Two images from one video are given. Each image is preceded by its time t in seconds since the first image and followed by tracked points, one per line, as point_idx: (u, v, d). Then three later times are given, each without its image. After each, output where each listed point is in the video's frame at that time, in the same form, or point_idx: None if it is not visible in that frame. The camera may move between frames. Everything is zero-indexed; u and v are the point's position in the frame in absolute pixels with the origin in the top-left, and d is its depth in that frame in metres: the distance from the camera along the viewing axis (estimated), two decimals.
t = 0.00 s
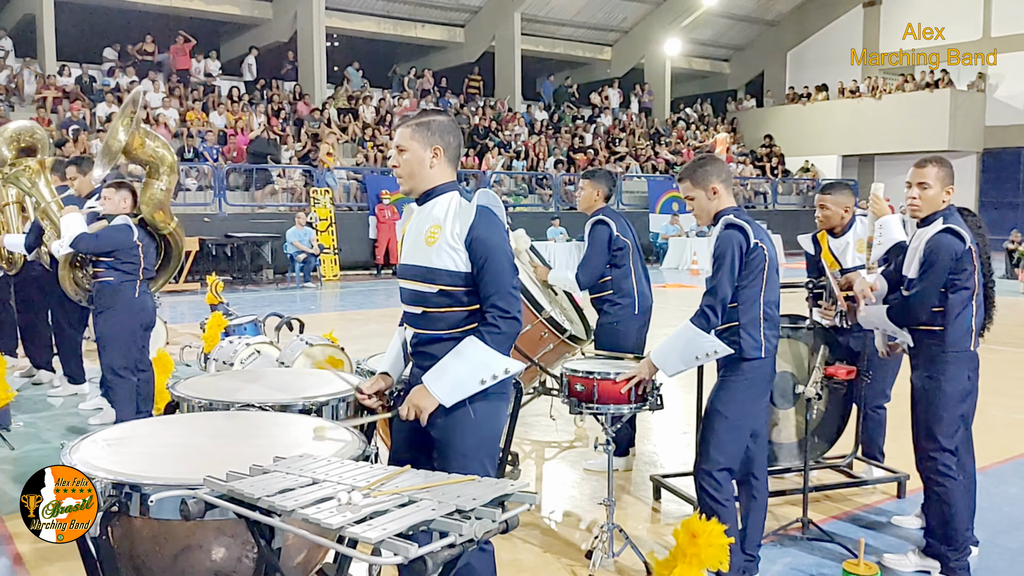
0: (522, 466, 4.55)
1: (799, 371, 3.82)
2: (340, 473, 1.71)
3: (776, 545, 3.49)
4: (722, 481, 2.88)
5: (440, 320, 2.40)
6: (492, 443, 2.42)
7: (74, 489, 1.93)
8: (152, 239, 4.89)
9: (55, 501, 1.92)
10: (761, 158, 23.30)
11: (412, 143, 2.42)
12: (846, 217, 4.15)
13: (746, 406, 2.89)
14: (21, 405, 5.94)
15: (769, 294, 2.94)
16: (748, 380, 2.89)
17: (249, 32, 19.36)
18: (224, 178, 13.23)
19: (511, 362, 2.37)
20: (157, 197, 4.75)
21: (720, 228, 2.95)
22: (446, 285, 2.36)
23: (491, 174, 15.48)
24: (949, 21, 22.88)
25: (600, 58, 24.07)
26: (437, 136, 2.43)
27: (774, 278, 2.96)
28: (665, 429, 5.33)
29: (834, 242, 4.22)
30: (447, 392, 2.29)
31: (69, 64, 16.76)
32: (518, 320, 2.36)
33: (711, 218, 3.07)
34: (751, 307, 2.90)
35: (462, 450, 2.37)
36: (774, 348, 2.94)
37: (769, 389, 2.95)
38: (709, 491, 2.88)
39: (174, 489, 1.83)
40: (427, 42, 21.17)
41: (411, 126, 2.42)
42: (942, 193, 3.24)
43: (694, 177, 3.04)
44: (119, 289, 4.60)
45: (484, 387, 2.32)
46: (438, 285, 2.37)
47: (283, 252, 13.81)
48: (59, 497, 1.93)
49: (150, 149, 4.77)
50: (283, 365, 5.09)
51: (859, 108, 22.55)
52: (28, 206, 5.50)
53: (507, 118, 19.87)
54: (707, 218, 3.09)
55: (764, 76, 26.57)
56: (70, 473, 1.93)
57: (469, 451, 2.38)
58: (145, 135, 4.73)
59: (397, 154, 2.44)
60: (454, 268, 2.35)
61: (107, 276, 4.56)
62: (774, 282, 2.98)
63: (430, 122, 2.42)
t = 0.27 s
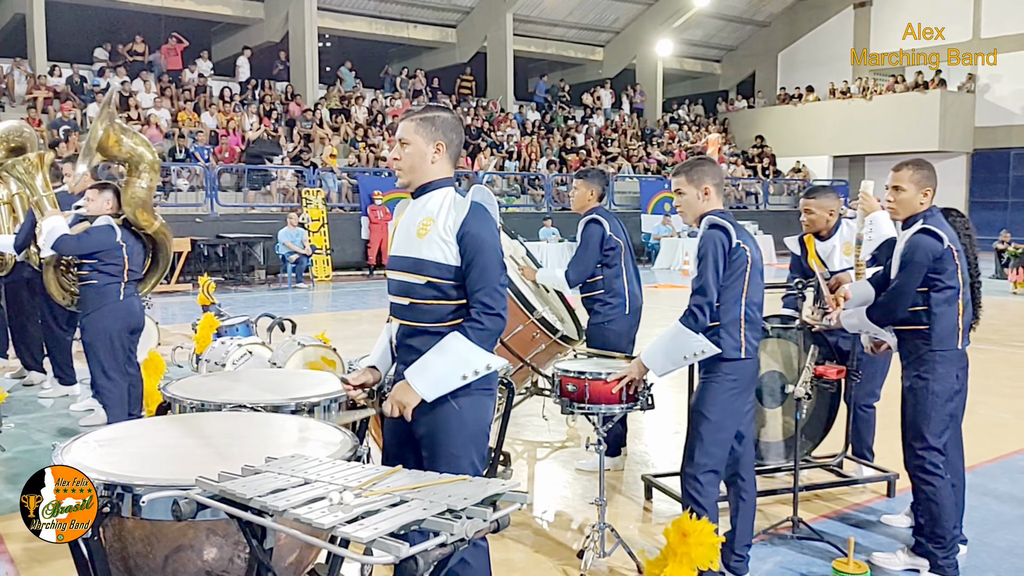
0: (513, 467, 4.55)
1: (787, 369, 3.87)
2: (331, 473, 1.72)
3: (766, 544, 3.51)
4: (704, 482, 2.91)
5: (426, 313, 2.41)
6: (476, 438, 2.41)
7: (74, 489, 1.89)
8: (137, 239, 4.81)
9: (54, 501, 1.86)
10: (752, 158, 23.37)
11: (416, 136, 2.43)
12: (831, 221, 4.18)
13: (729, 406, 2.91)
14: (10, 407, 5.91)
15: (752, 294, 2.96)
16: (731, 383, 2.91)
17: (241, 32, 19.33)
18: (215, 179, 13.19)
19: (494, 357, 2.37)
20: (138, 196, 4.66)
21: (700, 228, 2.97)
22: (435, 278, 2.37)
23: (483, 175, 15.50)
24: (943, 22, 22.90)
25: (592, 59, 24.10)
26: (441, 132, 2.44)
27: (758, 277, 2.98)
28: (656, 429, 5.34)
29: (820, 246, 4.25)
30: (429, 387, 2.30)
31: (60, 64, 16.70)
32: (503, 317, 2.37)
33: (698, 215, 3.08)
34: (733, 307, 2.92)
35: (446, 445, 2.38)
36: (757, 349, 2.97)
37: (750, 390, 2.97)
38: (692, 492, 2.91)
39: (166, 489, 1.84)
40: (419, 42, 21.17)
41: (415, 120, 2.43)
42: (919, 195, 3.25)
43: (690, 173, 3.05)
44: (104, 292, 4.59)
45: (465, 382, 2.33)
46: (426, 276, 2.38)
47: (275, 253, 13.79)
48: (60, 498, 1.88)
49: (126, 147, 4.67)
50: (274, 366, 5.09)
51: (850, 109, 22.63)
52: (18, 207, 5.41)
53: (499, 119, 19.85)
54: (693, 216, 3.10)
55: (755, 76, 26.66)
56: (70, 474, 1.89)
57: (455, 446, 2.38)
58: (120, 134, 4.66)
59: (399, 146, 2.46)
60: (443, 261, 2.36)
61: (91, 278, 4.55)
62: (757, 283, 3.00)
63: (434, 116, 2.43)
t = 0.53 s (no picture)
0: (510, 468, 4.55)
1: (779, 370, 3.87)
2: (326, 475, 1.72)
3: (762, 545, 3.52)
4: (706, 488, 2.92)
5: (419, 317, 2.41)
6: (470, 441, 2.40)
7: (74, 489, 1.88)
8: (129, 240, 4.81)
9: (54, 501, 1.86)
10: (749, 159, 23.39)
11: (404, 140, 2.44)
12: (822, 222, 4.20)
13: (717, 410, 2.91)
14: (7, 408, 5.91)
15: (735, 297, 2.97)
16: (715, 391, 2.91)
17: (239, 32, 19.32)
18: (212, 180, 13.17)
19: (487, 361, 2.38)
20: (129, 196, 4.70)
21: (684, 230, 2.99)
22: (429, 281, 2.37)
23: (481, 175, 15.49)
24: (943, 22, 22.88)
25: (590, 60, 24.11)
26: (430, 134, 2.45)
27: (741, 280, 2.98)
28: (652, 430, 5.35)
29: (813, 248, 4.26)
30: (420, 389, 2.31)
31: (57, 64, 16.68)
32: (496, 320, 2.37)
33: (684, 214, 3.09)
34: (714, 312, 2.93)
35: (440, 448, 2.36)
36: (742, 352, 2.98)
37: (735, 394, 2.97)
38: (694, 499, 2.92)
39: (162, 492, 1.84)
40: (417, 43, 21.17)
41: (404, 122, 2.44)
42: (907, 197, 3.28)
43: (682, 168, 3.08)
44: (95, 292, 4.59)
45: (458, 385, 2.33)
46: (419, 280, 2.38)
47: (273, 253, 13.77)
48: (59, 498, 1.88)
49: (117, 146, 4.73)
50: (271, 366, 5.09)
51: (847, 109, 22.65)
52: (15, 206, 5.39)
53: (496, 120, 19.84)
54: (678, 214, 3.12)
55: (752, 77, 26.69)
56: (71, 473, 1.89)
57: (448, 450, 2.37)
58: (110, 133, 4.70)
59: (389, 150, 2.47)
60: (435, 265, 2.36)
61: (81, 278, 4.56)
62: (744, 286, 3.02)
63: (423, 119, 2.44)
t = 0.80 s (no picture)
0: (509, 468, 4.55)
1: (777, 370, 3.88)
2: (322, 476, 1.73)
3: (760, 545, 3.52)
4: (713, 490, 2.92)
5: (406, 327, 2.42)
6: (456, 445, 2.39)
7: (75, 489, 1.87)
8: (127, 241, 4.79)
9: (55, 501, 1.85)
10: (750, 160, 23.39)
11: (382, 153, 2.44)
12: (819, 223, 4.21)
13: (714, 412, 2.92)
14: (6, 408, 5.91)
15: (731, 301, 2.97)
16: (710, 389, 2.92)
17: (239, 33, 19.32)
18: (212, 180, 13.18)
19: (476, 365, 2.38)
20: (127, 196, 4.67)
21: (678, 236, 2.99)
22: (412, 293, 2.38)
23: (481, 176, 15.50)
24: (943, 22, 22.88)
25: (590, 60, 24.10)
26: (407, 147, 2.44)
27: (738, 285, 3.00)
28: (650, 430, 5.35)
29: (810, 248, 4.28)
30: (407, 387, 2.31)
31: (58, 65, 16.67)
32: (488, 326, 2.37)
33: (675, 216, 3.10)
34: (710, 317, 2.94)
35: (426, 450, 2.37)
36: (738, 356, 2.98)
37: (732, 396, 2.97)
38: (702, 502, 2.91)
39: (159, 492, 1.83)
40: (418, 44, 21.17)
41: (381, 136, 2.44)
42: (905, 196, 3.28)
43: (674, 171, 3.07)
44: (91, 290, 4.60)
45: (446, 387, 2.33)
46: (402, 292, 2.39)
47: (273, 254, 13.77)
48: (59, 498, 1.87)
49: (116, 146, 4.69)
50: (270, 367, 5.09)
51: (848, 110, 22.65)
52: (16, 207, 5.38)
53: (497, 120, 19.84)
54: (670, 216, 3.13)
55: (753, 78, 26.69)
56: (71, 473, 1.88)
57: (435, 452, 2.37)
58: (109, 132, 4.67)
59: (369, 164, 2.47)
60: (417, 276, 2.36)
61: (78, 276, 4.57)
62: (738, 289, 3.03)
63: (400, 132, 2.44)
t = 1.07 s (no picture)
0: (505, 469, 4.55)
1: (773, 371, 3.88)
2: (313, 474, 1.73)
3: (754, 545, 3.52)
4: (691, 484, 2.92)
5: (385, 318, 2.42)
6: (444, 444, 2.42)
7: (75, 489, 1.87)
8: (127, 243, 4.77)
9: (55, 500, 1.86)
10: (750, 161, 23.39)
11: (371, 149, 2.45)
12: (819, 213, 4.18)
13: (706, 408, 2.92)
14: (2, 408, 5.91)
15: (729, 298, 3.01)
16: (708, 384, 2.92)
17: (239, 33, 19.32)
18: (211, 181, 13.19)
19: (441, 355, 2.31)
20: (126, 200, 4.62)
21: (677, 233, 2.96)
22: (386, 283, 2.39)
23: (481, 176, 15.52)
24: (944, 22, 22.84)
25: (591, 61, 24.09)
26: (395, 142, 2.45)
27: (734, 282, 3.05)
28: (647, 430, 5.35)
29: (807, 239, 4.29)
30: (365, 352, 2.22)
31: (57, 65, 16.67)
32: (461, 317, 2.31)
33: (674, 215, 3.10)
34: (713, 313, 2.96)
35: (407, 448, 2.39)
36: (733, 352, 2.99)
37: (723, 393, 2.97)
38: (679, 494, 2.93)
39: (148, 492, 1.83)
40: (418, 44, 21.17)
41: (371, 132, 2.45)
42: (899, 196, 3.28)
43: (675, 171, 3.07)
44: (90, 290, 4.60)
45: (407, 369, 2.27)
46: (379, 282, 2.41)
47: (272, 254, 13.77)
48: (58, 498, 1.87)
49: (116, 150, 4.59)
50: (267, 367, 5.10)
51: (848, 110, 22.65)
52: (15, 208, 5.41)
53: (497, 121, 19.83)
54: (668, 216, 3.13)
55: (753, 79, 26.68)
56: (71, 473, 1.88)
57: (415, 449, 2.39)
58: (109, 136, 4.55)
59: (358, 159, 2.49)
60: (393, 267, 2.38)
61: (77, 277, 4.57)
62: (733, 287, 3.06)
63: (388, 127, 2.44)
